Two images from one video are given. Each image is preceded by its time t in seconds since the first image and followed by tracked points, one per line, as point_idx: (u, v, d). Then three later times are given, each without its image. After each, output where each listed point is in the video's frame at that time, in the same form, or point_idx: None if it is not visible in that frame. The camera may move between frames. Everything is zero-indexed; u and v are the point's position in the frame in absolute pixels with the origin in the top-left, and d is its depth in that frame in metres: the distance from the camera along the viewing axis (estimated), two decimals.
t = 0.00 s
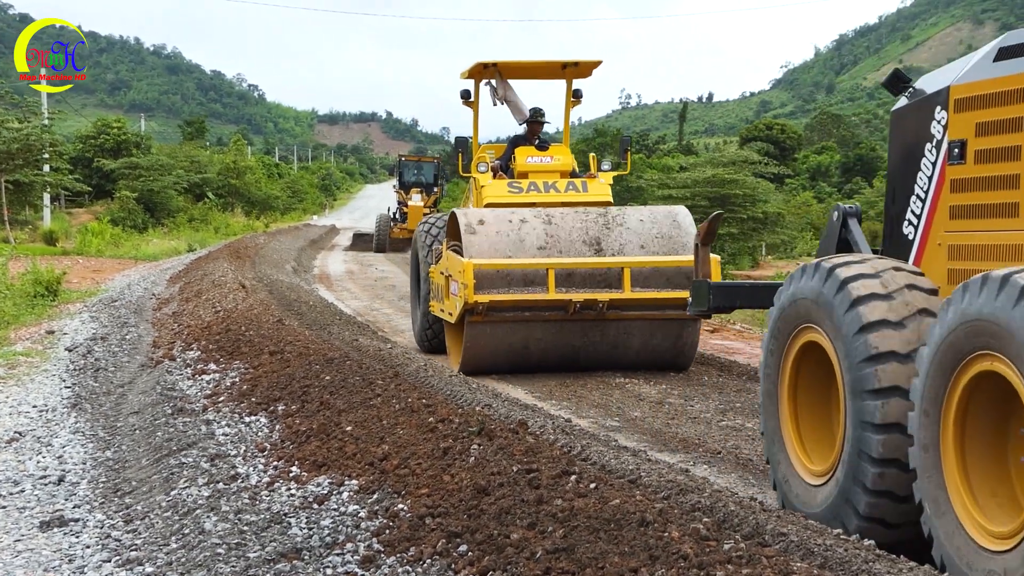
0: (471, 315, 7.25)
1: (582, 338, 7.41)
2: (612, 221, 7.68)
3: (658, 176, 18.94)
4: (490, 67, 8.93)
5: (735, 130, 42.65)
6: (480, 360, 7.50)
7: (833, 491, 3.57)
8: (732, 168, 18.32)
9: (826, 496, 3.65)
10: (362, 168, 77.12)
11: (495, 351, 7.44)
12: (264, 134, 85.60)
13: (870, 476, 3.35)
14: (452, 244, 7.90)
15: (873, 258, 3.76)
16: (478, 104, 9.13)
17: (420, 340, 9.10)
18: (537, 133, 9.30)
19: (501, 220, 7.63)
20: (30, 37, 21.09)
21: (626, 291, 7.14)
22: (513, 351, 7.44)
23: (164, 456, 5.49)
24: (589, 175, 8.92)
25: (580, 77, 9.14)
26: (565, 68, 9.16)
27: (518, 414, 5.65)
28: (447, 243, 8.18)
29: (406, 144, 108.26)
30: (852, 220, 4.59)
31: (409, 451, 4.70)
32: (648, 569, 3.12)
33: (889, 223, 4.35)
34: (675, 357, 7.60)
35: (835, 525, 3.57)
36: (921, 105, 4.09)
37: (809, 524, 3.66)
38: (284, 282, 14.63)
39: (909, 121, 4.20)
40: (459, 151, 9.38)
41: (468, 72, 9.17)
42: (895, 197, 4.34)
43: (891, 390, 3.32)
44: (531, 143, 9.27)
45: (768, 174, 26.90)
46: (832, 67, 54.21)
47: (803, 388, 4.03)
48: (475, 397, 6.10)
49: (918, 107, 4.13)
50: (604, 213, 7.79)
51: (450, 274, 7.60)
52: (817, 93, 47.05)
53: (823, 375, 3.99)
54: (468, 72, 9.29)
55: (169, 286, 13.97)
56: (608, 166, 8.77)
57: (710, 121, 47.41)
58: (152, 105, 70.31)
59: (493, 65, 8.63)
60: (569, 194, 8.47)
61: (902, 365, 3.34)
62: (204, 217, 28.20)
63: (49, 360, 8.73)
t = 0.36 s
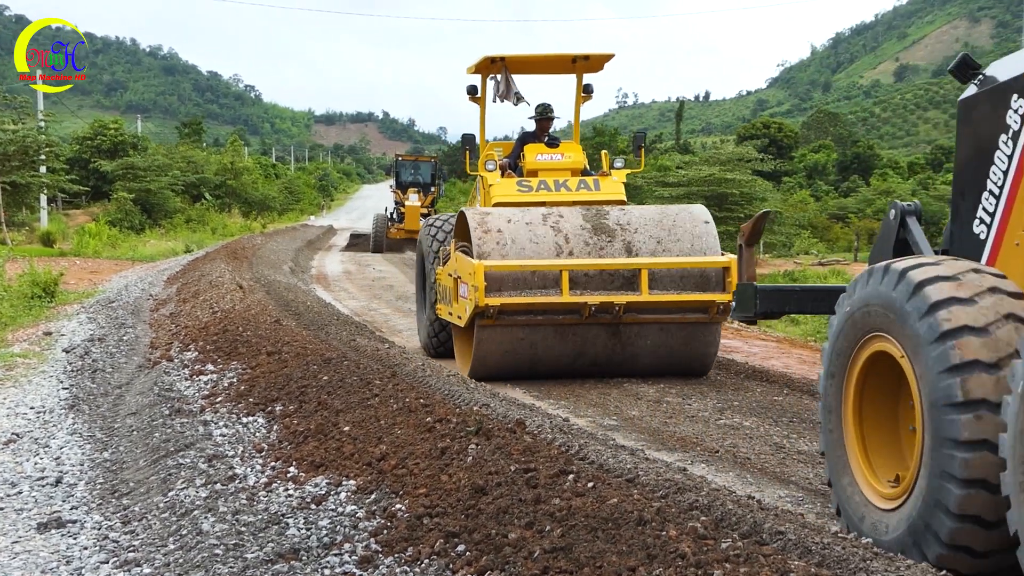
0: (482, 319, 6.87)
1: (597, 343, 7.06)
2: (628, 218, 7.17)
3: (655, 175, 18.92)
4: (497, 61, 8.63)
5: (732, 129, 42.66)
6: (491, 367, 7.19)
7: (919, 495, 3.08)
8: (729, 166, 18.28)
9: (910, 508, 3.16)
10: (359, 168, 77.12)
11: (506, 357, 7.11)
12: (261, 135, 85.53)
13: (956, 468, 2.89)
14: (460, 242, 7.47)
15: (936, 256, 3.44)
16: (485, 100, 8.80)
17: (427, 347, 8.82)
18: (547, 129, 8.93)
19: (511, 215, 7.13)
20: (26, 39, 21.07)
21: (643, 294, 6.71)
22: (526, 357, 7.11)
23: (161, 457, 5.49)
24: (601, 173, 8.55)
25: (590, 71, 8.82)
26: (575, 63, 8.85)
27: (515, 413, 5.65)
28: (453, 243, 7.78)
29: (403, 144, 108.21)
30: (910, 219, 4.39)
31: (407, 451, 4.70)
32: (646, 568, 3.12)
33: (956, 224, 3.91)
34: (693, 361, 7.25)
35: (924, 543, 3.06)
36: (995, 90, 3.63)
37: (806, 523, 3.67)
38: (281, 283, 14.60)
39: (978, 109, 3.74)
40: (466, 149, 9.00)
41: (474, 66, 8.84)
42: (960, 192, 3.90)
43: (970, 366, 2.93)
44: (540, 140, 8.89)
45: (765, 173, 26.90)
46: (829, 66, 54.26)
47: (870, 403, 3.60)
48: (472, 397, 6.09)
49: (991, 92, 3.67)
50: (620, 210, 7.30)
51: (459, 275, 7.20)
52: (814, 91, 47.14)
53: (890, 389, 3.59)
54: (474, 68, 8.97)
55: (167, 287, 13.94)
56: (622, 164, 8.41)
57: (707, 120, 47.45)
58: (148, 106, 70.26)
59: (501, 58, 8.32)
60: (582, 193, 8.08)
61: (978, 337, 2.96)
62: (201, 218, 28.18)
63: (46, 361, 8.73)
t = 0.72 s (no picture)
0: (494, 324, 6.48)
1: (615, 351, 6.67)
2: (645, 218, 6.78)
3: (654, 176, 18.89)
4: (509, 55, 8.12)
5: (731, 130, 42.67)
6: (502, 374, 6.81)
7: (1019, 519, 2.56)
8: (727, 168, 18.30)
9: (1008, 544, 2.69)
10: (358, 167, 77.16)
11: (519, 363, 6.73)
12: (259, 134, 85.45)
13: None
14: (470, 246, 7.10)
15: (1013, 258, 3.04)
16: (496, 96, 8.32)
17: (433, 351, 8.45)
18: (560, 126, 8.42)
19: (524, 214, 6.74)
20: (27, 38, 21.04)
21: (664, 299, 6.30)
22: (539, 363, 6.74)
23: (157, 455, 5.48)
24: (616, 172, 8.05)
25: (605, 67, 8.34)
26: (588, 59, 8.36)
27: (513, 414, 5.64)
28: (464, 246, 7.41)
29: (402, 143, 108.17)
30: (981, 222, 3.78)
31: (404, 451, 4.69)
32: (642, 569, 3.12)
33: None
34: (715, 371, 6.87)
35: None
36: None
37: (803, 524, 3.67)
38: (279, 281, 14.57)
39: None
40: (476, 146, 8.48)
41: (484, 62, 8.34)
42: None
43: None
44: (553, 138, 8.39)
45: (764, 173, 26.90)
46: (827, 67, 54.31)
47: (952, 427, 3.11)
48: (470, 397, 6.08)
49: None
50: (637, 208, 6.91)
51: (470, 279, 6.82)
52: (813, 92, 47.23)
53: (972, 416, 3.09)
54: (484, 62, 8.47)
55: (165, 285, 13.91)
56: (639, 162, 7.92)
57: (706, 120, 47.46)
58: (147, 104, 70.24)
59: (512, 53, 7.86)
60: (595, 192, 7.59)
61: None
62: (200, 216, 28.15)
63: (43, 358, 8.71)
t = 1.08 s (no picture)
0: (509, 329, 6.19)
1: (636, 357, 6.37)
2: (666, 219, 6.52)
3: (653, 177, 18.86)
4: (521, 48, 7.85)
5: (730, 131, 42.68)
6: (517, 381, 6.51)
7: None
8: (725, 168, 18.32)
9: None
10: (357, 167, 77.19)
11: (535, 371, 6.43)
12: (258, 134, 85.37)
13: None
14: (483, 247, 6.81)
15: None
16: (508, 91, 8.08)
17: (441, 356, 8.17)
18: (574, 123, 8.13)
19: (540, 215, 6.51)
20: (27, 38, 21.01)
21: (686, 303, 6.00)
22: (555, 370, 6.43)
23: (156, 454, 5.48)
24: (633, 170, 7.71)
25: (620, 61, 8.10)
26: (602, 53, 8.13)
27: (511, 414, 5.64)
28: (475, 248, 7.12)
29: (401, 142, 108.11)
30: None
31: (402, 451, 4.68)
32: (639, 570, 3.12)
33: None
34: (739, 379, 6.56)
35: None
36: None
37: (800, 525, 3.67)
38: (278, 281, 14.54)
39: None
40: (487, 144, 8.12)
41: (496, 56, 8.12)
42: None
43: None
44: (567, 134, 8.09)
45: (763, 174, 26.89)
46: (826, 69, 54.32)
47: None
48: (468, 397, 6.08)
49: None
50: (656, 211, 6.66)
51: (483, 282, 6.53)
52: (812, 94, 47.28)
53: None
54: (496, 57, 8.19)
55: (164, 284, 13.90)
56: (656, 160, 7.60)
57: (706, 121, 47.46)
58: (146, 103, 70.17)
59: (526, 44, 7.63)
60: (610, 191, 7.29)
61: None
62: (198, 215, 28.15)
63: (42, 357, 8.70)
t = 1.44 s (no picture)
0: (527, 335, 5.83)
1: (660, 366, 6.04)
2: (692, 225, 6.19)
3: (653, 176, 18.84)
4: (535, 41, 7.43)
5: (730, 131, 42.73)
6: (533, 392, 6.15)
7: None
8: (724, 168, 18.35)
9: None
10: (356, 166, 77.23)
11: (553, 382, 6.08)
12: (257, 133, 85.36)
13: None
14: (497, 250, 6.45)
15: None
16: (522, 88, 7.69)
17: (450, 360, 7.93)
18: (590, 119, 7.78)
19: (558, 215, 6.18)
20: (26, 38, 20.97)
21: (714, 308, 5.67)
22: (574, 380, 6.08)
23: (154, 454, 5.47)
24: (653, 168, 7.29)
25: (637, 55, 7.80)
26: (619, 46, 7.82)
27: (510, 414, 5.63)
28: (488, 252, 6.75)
29: (400, 142, 108.10)
30: None
31: (400, 451, 4.68)
32: (637, 570, 3.12)
33: None
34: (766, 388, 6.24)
35: None
36: None
37: (798, 524, 3.68)
38: (277, 280, 14.52)
39: None
40: (501, 140, 7.91)
41: (509, 51, 7.73)
42: None
43: None
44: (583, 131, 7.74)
45: (762, 174, 26.89)
46: (825, 68, 54.28)
47: None
48: (467, 396, 6.09)
49: None
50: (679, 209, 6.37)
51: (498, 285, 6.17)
52: (811, 93, 47.32)
53: None
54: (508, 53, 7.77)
55: (162, 283, 13.90)
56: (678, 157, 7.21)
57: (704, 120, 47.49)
58: (146, 103, 70.18)
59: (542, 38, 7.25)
60: (630, 190, 6.87)
61: None
62: (197, 214, 28.14)
63: (40, 356, 8.70)
